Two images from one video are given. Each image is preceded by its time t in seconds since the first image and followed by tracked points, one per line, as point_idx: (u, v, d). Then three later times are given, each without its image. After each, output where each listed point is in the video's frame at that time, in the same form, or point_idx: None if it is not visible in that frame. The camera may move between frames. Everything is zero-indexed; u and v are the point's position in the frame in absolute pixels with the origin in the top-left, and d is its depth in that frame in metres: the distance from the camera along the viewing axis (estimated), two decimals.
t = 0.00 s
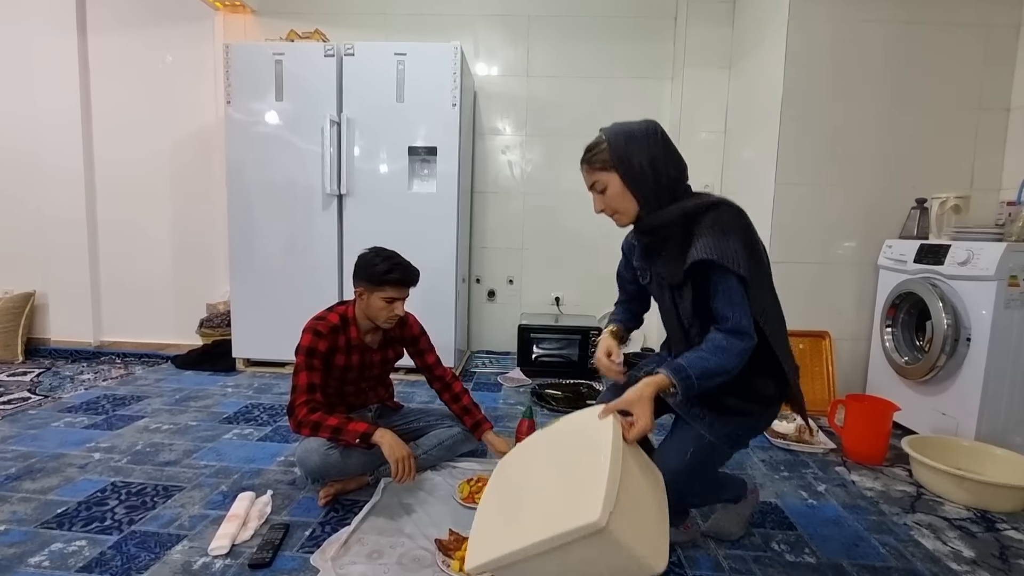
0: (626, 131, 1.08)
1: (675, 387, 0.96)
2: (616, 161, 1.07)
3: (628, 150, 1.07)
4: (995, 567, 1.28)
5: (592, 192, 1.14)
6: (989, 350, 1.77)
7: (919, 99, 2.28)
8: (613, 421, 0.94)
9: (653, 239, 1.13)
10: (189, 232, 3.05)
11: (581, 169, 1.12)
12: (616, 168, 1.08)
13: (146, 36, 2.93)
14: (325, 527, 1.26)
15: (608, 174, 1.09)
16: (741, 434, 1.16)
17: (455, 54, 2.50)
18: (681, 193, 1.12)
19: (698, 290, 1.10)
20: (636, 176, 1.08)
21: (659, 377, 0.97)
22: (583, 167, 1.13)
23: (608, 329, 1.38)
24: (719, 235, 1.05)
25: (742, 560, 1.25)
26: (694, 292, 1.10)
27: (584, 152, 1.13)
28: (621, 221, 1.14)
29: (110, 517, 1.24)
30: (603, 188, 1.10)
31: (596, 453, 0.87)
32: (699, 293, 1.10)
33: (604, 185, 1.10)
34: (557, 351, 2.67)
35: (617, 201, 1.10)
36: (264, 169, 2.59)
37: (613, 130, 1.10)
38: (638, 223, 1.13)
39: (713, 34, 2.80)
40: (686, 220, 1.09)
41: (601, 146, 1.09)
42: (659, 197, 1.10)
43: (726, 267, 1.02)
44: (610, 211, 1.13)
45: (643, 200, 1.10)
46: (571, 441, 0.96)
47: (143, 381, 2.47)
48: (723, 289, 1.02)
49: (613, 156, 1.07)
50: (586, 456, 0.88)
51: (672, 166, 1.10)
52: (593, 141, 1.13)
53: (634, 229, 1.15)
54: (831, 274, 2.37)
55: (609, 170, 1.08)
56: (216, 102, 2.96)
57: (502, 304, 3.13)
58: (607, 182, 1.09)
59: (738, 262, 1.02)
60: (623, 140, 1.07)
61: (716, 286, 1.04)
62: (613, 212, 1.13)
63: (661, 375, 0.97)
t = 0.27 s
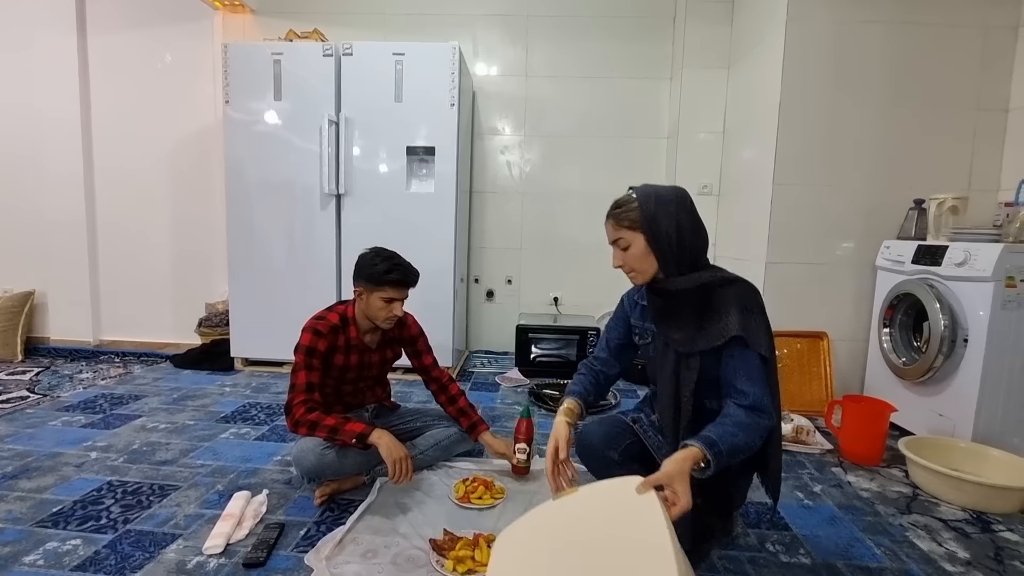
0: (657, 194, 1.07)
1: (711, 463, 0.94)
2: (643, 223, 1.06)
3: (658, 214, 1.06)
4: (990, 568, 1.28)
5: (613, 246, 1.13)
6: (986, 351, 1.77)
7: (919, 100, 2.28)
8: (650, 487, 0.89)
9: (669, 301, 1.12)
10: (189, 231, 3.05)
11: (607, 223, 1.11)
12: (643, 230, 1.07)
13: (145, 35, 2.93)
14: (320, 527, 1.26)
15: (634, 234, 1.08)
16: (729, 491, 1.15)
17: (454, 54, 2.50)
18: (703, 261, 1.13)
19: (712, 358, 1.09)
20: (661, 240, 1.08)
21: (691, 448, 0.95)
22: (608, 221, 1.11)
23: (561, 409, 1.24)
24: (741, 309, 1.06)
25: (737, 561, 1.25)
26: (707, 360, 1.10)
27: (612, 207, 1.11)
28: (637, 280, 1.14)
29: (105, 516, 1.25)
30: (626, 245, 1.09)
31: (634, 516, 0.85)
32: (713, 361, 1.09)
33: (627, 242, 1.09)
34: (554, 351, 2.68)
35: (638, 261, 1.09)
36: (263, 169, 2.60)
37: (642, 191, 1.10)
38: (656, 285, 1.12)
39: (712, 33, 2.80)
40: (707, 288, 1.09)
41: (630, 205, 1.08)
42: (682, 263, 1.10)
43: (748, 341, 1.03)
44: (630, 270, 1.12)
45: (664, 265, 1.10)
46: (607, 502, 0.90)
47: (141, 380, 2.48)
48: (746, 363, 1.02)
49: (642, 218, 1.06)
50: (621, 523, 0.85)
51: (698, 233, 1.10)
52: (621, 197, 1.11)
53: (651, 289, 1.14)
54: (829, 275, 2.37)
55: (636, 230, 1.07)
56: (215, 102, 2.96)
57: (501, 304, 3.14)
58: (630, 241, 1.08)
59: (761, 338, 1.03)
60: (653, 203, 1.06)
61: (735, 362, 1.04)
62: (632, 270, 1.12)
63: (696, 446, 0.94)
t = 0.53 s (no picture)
0: (656, 192, 1.07)
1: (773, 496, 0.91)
2: (639, 221, 1.06)
3: (654, 210, 1.05)
4: (988, 571, 1.28)
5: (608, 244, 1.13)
6: (988, 353, 1.76)
7: (922, 100, 2.27)
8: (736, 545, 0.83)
9: (670, 304, 1.10)
10: (195, 231, 3.09)
11: (602, 220, 1.10)
12: (639, 227, 1.06)
13: (152, 38, 2.97)
14: (319, 524, 1.27)
15: (629, 231, 1.07)
16: (716, 510, 1.15)
17: (456, 55, 2.51)
18: (702, 267, 1.13)
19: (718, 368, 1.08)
20: (659, 237, 1.07)
21: (755, 484, 0.91)
22: (604, 219, 1.11)
23: (563, 448, 1.06)
24: (747, 319, 1.06)
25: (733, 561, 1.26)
26: (713, 368, 1.08)
27: (608, 206, 1.11)
28: (631, 279, 1.12)
29: (109, 512, 1.27)
30: (621, 242, 1.09)
31: None
32: (719, 370, 1.08)
33: (622, 239, 1.09)
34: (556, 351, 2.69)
35: (633, 258, 1.09)
36: (267, 169, 2.62)
37: (639, 189, 1.09)
38: (652, 286, 1.11)
39: (716, 33, 2.79)
40: (710, 294, 1.09)
41: (627, 203, 1.08)
42: (681, 264, 1.09)
43: (759, 350, 1.03)
44: (623, 267, 1.11)
45: (662, 264, 1.08)
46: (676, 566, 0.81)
47: (147, 379, 2.51)
48: (761, 375, 1.02)
49: (637, 215, 1.06)
50: None
51: (698, 237, 1.10)
52: (618, 196, 1.11)
53: (646, 290, 1.13)
54: (831, 276, 2.36)
55: (632, 228, 1.07)
56: (221, 103, 2.99)
57: (503, 305, 3.15)
58: (625, 239, 1.08)
59: (770, 348, 1.04)
60: (651, 200, 1.06)
61: (748, 370, 1.03)
62: (626, 269, 1.11)
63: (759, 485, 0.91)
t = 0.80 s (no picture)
0: (642, 195, 1.05)
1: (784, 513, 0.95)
2: (628, 227, 1.04)
3: (641, 215, 1.04)
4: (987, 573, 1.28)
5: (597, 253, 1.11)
6: (994, 355, 1.75)
7: (930, 100, 2.25)
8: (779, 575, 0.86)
9: (661, 311, 1.08)
10: (207, 231, 3.14)
11: (590, 229, 1.09)
12: (628, 233, 1.05)
13: (166, 42, 3.03)
14: (322, 518, 1.30)
15: (618, 239, 1.06)
16: (710, 509, 1.15)
17: (462, 57, 2.54)
18: (692, 269, 1.11)
19: (714, 373, 1.08)
20: (648, 243, 1.05)
21: (775, 509, 0.95)
22: (591, 228, 1.10)
23: (577, 473, 1.05)
24: (743, 325, 1.05)
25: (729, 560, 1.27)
26: (708, 375, 1.08)
27: (595, 213, 1.10)
28: (623, 287, 1.10)
29: (120, 504, 1.31)
30: (610, 251, 1.07)
31: None
32: (715, 378, 1.08)
33: (611, 247, 1.07)
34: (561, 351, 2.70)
35: (623, 267, 1.07)
36: (277, 170, 2.67)
37: (625, 195, 1.07)
38: (644, 292, 1.08)
39: (722, 33, 2.79)
40: (702, 299, 1.07)
41: (614, 209, 1.06)
42: (671, 269, 1.07)
43: (757, 358, 1.02)
44: (614, 276, 1.09)
45: (652, 269, 1.06)
46: None
47: (160, 375, 2.57)
48: (762, 382, 1.02)
49: (625, 222, 1.04)
50: None
51: (686, 238, 1.07)
52: (604, 203, 1.09)
53: (637, 297, 1.11)
54: (837, 277, 2.35)
55: (620, 235, 1.05)
56: (232, 105, 3.04)
57: (509, 304, 3.17)
58: (615, 247, 1.06)
59: (767, 355, 1.04)
60: (637, 205, 1.04)
61: (748, 377, 1.03)
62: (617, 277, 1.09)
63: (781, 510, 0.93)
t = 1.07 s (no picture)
0: (642, 198, 1.06)
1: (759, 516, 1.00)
2: (633, 231, 1.04)
3: (644, 218, 1.04)
4: (985, 573, 1.28)
5: (600, 257, 1.10)
6: (994, 355, 1.75)
7: (931, 100, 2.25)
8: None
9: (663, 314, 1.08)
10: (214, 234, 3.19)
11: (593, 232, 1.07)
12: (633, 237, 1.05)
13: (173, 48, 3.08)
14: (325, 516, 1.33)
15: (624, 242, 1.05)
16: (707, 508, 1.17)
17: (464, 61, 2.56)
18: (690, 271, 1.12)
19: (713, 375, 1.09)
20: (652, 246, 1.06)
21: (757, 513, 0.99)
22: (594, 232, 1.08)
23: (588, 487, 1.02)
24: (741, 327, 1.06)
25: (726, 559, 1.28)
26: (706, 377, 1.09)
27: (596, 217, 1.09)
28: (626, 291, 1.10)
29: (128, 502, 1.34)
30: (615, 255, 1.06)
31: None
32: (714, 379, 1.09)
33: (616, 251, 1.06)
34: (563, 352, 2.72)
35: (628, 270, 1.07)
36: (282, 174, 2.70)
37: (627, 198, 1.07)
38: (645, 296, 1.09)
39: (723, 35, 2.80)
40: (701, 301, 1.08)
41: (617, 213, 1.05)
42: (671, 271, 1.08)
43: (756, 360, 1.04)
44: (618, 280, 1.09)
45: (655, 272, 1.07)
46: None
47: (168, 376, 2.61)
48: (758, 384, 1.04)
49: (630, 226, 1.04)
50: None
51: (685, 240, 1.09)
52: (605, 207, 1.09)
53: (638, 300, 1.11)
54: (839, 277, 2.35)
55: (626, 238, 1.05)
56: (239, 110, 3.09)
57: (513, 306, 3.19)
58: (621, 250, 1.05)
59: (764, 357, 1.06)
60: (639, 208, 1.05)
61: (745, 379, 1.05)
62: (620, 280, 1.09)
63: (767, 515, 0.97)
